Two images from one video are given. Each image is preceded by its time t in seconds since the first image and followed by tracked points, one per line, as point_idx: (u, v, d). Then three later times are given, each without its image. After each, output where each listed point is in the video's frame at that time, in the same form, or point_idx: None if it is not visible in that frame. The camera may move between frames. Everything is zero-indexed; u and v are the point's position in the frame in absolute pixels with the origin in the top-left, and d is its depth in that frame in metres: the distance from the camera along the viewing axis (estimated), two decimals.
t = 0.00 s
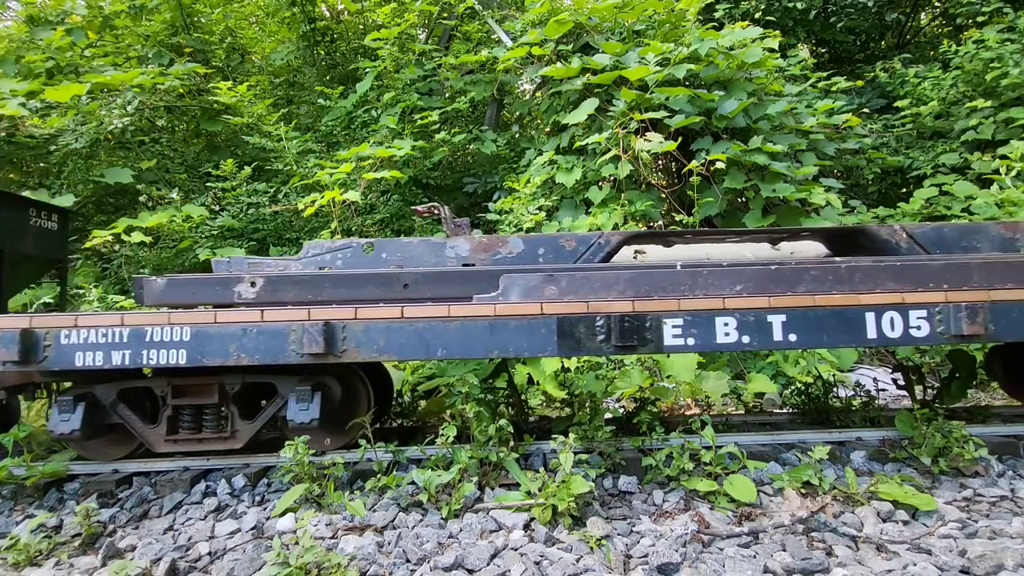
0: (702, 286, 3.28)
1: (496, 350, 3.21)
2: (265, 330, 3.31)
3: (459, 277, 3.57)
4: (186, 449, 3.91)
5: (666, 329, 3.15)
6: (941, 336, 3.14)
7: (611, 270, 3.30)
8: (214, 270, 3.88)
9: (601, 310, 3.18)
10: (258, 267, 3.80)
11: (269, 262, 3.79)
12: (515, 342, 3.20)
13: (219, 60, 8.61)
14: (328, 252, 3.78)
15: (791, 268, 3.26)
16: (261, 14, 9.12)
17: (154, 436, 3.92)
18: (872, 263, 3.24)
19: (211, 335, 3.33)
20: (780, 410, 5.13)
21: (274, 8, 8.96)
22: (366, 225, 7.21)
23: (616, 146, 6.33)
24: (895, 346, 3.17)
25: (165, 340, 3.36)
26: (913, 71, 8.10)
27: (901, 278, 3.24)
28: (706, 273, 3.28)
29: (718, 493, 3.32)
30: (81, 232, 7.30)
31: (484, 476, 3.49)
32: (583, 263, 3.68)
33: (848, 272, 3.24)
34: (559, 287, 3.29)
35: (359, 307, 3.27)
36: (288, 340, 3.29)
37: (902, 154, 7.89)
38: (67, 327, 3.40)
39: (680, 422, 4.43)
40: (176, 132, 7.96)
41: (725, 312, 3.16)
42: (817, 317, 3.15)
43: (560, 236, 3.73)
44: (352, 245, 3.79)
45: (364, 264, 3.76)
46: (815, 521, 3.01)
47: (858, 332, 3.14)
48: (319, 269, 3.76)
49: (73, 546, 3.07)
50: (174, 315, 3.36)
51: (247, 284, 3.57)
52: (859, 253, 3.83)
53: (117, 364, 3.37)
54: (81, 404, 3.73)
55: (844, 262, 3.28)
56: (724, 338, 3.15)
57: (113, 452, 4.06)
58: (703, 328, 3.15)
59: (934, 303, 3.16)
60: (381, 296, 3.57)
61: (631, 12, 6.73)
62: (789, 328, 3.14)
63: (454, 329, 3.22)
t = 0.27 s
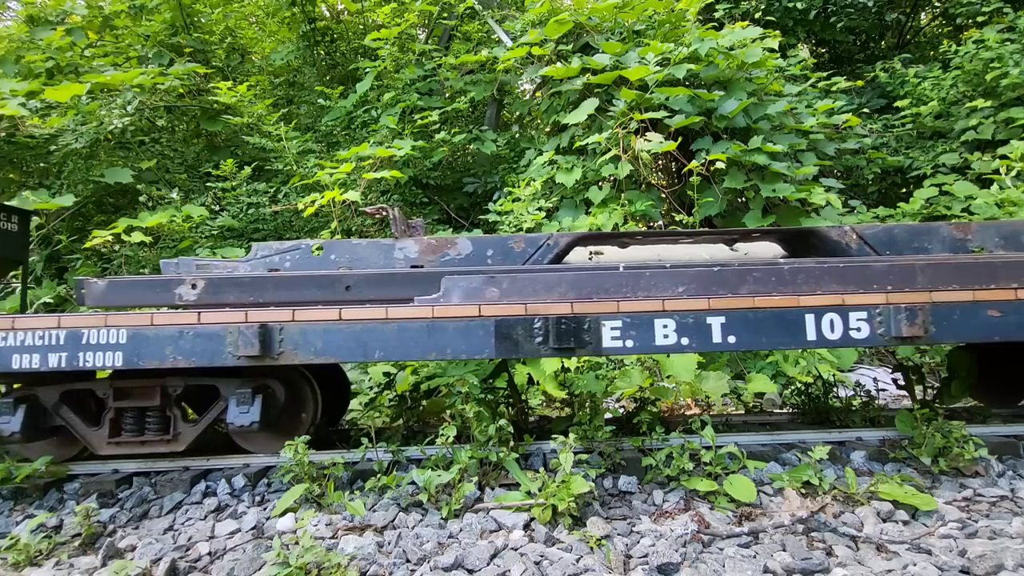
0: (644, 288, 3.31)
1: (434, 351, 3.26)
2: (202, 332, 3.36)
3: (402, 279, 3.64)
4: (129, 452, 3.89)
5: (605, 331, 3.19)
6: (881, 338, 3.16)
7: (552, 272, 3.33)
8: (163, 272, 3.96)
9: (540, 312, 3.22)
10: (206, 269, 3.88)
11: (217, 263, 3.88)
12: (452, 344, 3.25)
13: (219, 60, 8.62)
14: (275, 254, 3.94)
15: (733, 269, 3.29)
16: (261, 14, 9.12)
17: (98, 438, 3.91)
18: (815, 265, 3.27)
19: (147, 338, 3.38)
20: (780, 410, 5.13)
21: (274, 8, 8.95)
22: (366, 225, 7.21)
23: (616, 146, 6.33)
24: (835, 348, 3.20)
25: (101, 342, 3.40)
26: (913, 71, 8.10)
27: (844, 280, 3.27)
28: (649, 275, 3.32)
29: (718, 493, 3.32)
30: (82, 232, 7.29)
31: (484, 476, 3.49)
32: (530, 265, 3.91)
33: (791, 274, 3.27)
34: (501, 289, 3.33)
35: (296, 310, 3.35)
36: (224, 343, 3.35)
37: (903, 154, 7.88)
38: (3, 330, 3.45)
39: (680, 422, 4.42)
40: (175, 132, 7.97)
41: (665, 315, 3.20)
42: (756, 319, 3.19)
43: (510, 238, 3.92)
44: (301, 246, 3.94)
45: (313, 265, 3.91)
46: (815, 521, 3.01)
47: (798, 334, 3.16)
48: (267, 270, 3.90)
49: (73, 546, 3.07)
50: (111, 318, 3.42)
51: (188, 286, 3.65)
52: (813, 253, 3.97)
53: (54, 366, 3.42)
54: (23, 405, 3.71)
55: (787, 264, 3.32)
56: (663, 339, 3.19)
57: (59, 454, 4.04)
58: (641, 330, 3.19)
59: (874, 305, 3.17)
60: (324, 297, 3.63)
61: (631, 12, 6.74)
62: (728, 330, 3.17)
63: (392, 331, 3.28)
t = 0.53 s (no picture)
0: (589, 290, 3.32)
1: (375, 354, 3.27)
2: (142, 335, 3.40)
3: (344, 280, 3.56)
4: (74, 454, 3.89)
5: (546, 333, 3.20)
6: (825, 339, 3.19)
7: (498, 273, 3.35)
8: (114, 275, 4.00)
9: (481, 314, 3.24)
10: (155, 270, 3.87)
11: (167, 264, 3.88)
12: (394, 346, 3.26)
13: (219, 60, 8.62)
14: (227, 255, 3.89)
15: (679, 271, 3.31)
16: (261, 15, 9.11)
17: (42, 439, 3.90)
18: (761, 267, 3.30)
19: (87, 340, 3.43)
20: (780, 410, 5.13)
21: (274, 8, 8.95)
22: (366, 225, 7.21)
23: (616, 146, 6.33)
24: (778, 349, 3.21)
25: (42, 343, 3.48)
26: (913, 71, 8.10)
27: (790, 282, 3.30)
28: (594, 277, 3.32)
29: (718, 493, 3.31)
30: (82, 232, 7.28)
31: (484, 476, 3.49)
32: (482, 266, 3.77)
33: (737, 275, 3.31)
34: (445, 291, 3.34)
35: (236, 312, 3.37)
36: (163, 345, 3.37)
37: (902, 154, 7.88)
38: None
39: (680, 422, 4.42)
40: (176, 132, 7.97)
41: (606, 317, 3.22)
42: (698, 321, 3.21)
43: (460, 239, 3.80)
44: (253, 248, 3.91)
45: (263, 267, 3.88)
46: (815, 521, 3.01)
47: (740, 336, 3.19)
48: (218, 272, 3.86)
49: (73, 546, 3.07)
50: (52, 321, 3.49)
51: (133, 288, 3.66)
52: (768, 254, 3.97)
53: None
54: None
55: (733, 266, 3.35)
56: (605, 341, 3.21)
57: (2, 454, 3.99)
58: (583, 332, 3.21)
59: (817, 307, 3.20)
60: (268, 299, 3.58)
61: (631, 12, 6.74)
62: (671, 332, 3.19)
63: (332, 333, 3.29)
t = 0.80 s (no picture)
0: (537, 291, 3.29)
1: (319, 355, 3.26)
2: (84, 336, 3.37)
3: (293, 282, 3.56)
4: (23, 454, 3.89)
5: (490, 335, 3.20)
6: (770, 341, 3.20)
7: (445, 275, 3.31)
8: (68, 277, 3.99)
9: (425, 316, 3.22)
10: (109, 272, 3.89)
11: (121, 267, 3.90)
12: (337, 347, 3.24)
13: (219, 60, 8.62)
14: (180, 256, 3.88)
15: (627, 273, 3.30)
16: (261, 14, 9.11)
17: None
18: (711, 268, 3.29)
19: (30, 341, 3.40)
20: (780, 410, 5.13)
21: (274, 8, 8.94)
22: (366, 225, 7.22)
23: (616, 146, 6.33)
24: (723, 351, 3.23)
25: None
26: (913, 71, 8.10)
27: (739, 283, 3.29)
28: (541, 279, 3.30)
29: (718, 493, 3.31)
30: (82, 232, 7.28)
31: (484, 476, 3.49)
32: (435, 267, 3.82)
33: (685, 277, 3.29)
34: (392, 293, 3.30)
35: (180, 314, 3.35)
36: (106, 347, 3.35)
37: (902, 154, 7.88)
38: None
39: (680, 422, 4.42)
40: (175, 132, 7.97)
41: (551, 319, 3.22)
42: (643, 323, 3.22)
43: (414, 241, 3.85)
44: (206, 249, 3.89)
45: (217, 267, 3.86)
46: (815, 521, 3.01)
47: (684, 338, 3.20)
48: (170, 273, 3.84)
49: (73, 546, 3.07)
50: None
51: (79, 290, 3.65)
52: (725, 255, 4.00)
53: None
54: None
55: (682, 268, 3.34)
56: (549, 344, 3.20)
57: None
58: (527, 334, 3.21)
59: (764, 309, 3.20)
60: (213, 301, 3.55)
61: (631, 12, 6.74)
62: (615, 334, 3.20)
63: (276, 335, 3.28)
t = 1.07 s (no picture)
0: (486, 292, 3.28)
1: (263, 356, 3.23)
2: (29, 337, 3.33)
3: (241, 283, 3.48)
4: None
5: (435, 336, 3.18)
6: (717, 342, 3.17)
7: (394, 276, 3.29)
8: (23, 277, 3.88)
9: (370, 317, 3.19)
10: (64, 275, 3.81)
11: (75, 268, 3.81)
12: (281, 348, 3.21)
13: (219, 60, 8.62)
14: (134, 258, 3.75)
15: (576, 274, 3.28)
16: (261, 15, 9.11)
17: None
18: (659, 269, 3.28)
19: None
20: (780, 410, 5.13)
21: (274, 8, 8.94)
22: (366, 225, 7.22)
23: (616, 146, 6.33)
24: (670, 352, 3.20)
25: None
26: (913, 71, 8.11)
27: (689, 283, 3.27)
28: (490, 280, 3.29)
29: (718, 493, 3.32)
30: (82, 232, 7.28)
31: (484, 476, 3.49)
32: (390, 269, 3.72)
33: (635, 278, 3.28)
34: (341, 294, 3.28)
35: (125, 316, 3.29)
36: (50, 348, 3.31)
37: (902, 154, 7.88)
38: None
39: (680, 422, 4.42)
40: (175, 132, 7.97)
41: (496, 320, 3.20)
42: (588, 324, 3.19)
43: (368, 242, 3.73)
44: (160, 251, 3.77)
45: (172, 269, 3.74)
46: (815, 521, 3.01)
47: (631, 339, 3.18)
48: (124, 275, 3.72)
49: (73, 546, 3.07)
50: None
51: (28, 291, 3.56)
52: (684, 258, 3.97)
53: None
54: None
55: (632, 269, 3.33)
56: (494, 345, 3.18)
57: None
58: (472, 335, 3.18)
59: (710, 310, 3.18)
60: (162, 302, 3.53)
61: (631, 12, 6.74)
62: (561, 335, 3.17)
63: (220, 336, 3.24)
